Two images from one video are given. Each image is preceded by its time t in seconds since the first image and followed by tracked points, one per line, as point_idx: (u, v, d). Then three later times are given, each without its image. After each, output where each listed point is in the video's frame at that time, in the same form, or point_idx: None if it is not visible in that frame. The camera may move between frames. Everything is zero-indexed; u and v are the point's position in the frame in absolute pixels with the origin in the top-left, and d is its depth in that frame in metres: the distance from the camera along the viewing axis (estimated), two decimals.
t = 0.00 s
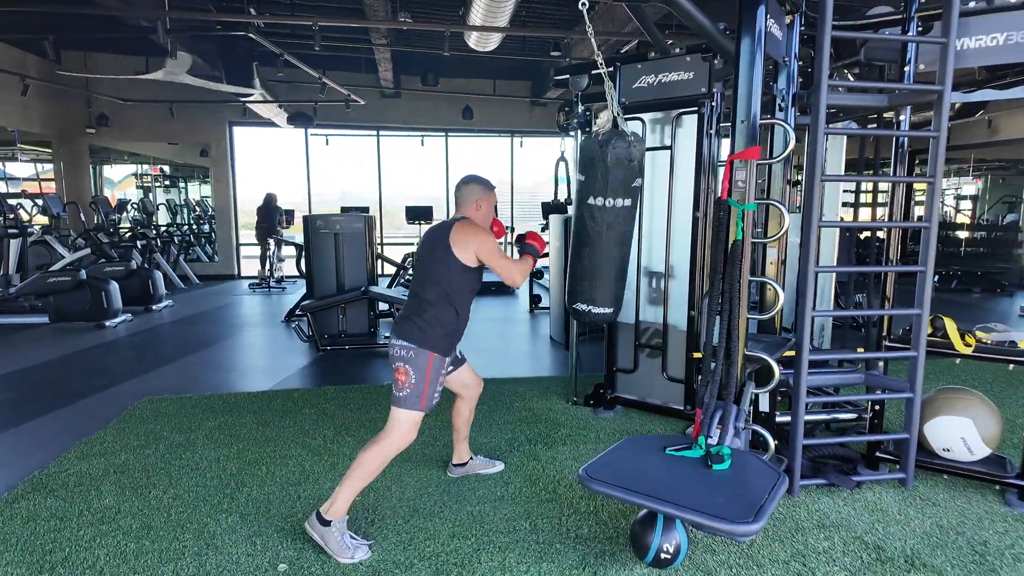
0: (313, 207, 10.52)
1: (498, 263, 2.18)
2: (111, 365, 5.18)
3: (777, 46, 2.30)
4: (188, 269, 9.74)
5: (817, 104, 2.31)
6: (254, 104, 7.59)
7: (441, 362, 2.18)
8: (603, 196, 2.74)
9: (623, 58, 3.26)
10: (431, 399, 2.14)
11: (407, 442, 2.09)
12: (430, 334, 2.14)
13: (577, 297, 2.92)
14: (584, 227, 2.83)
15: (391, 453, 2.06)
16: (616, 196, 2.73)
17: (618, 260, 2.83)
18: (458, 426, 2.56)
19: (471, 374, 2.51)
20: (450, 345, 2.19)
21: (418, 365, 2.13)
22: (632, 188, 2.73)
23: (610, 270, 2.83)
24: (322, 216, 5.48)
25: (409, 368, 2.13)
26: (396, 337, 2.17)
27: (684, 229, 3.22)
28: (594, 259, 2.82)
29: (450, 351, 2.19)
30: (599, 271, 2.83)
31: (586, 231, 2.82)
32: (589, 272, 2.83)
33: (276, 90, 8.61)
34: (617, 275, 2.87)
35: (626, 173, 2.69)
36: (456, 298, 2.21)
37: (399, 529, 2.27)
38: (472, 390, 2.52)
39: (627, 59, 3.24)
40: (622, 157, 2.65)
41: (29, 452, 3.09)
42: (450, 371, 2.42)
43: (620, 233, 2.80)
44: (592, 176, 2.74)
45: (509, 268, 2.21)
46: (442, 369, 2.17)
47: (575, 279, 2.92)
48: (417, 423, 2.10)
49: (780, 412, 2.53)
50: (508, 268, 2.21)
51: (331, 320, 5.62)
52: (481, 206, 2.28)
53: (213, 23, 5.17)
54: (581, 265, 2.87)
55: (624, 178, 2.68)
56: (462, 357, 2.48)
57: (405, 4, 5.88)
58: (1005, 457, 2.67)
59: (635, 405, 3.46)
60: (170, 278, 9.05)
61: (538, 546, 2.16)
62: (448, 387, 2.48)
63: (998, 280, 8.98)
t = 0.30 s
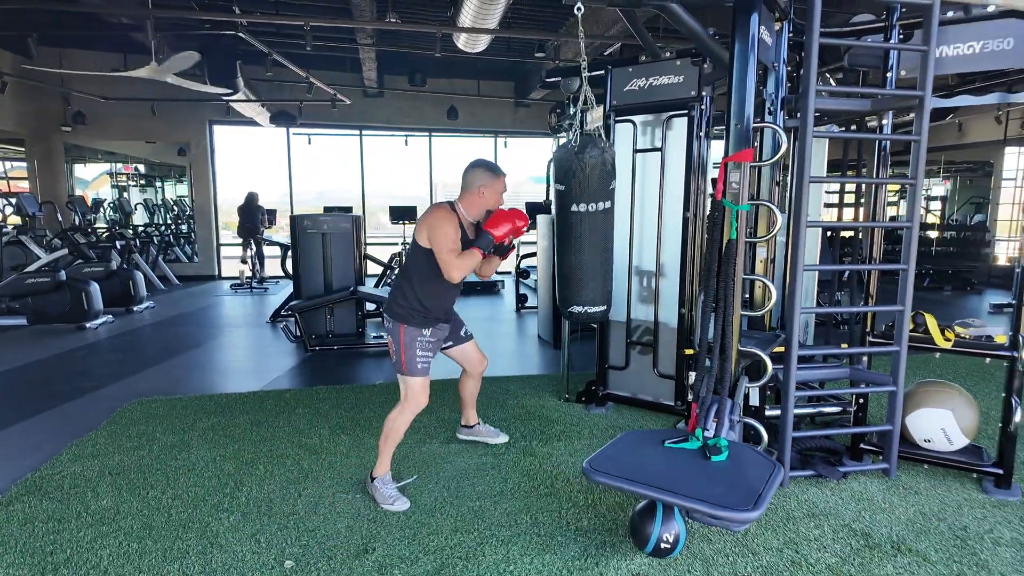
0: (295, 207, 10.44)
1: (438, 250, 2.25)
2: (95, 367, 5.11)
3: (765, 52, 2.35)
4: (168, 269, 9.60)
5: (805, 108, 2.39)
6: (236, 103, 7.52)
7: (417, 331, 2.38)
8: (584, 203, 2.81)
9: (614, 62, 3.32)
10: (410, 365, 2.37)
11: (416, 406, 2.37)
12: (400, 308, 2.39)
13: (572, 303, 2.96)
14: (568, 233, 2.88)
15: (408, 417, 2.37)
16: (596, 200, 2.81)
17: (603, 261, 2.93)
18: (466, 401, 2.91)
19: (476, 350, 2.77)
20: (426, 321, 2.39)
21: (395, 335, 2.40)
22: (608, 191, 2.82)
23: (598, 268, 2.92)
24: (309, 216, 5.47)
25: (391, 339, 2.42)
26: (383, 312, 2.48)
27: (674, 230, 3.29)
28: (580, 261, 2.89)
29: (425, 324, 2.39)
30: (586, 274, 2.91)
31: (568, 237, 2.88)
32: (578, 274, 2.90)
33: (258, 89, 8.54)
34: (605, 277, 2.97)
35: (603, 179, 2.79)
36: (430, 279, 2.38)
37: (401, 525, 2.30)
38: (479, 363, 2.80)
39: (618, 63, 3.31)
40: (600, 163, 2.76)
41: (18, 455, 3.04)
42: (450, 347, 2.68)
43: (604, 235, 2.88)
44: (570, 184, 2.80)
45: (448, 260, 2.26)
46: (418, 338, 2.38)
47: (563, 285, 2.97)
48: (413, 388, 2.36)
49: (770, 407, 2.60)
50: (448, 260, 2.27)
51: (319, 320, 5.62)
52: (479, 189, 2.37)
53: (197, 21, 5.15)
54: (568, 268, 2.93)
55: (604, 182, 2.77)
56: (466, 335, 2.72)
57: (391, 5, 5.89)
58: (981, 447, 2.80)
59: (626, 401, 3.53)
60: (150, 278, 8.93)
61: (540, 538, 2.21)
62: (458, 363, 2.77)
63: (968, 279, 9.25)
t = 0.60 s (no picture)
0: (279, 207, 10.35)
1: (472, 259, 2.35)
2: (81, 370, 5.04)
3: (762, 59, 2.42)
4: (150, 270, 9.47)
5: (798, 111, 2.46)
6: (220, 102, 7.45)
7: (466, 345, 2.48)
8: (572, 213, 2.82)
9: (609, 65, 3.37)
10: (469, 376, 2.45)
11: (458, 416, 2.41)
12: (448, 328, 2.41)
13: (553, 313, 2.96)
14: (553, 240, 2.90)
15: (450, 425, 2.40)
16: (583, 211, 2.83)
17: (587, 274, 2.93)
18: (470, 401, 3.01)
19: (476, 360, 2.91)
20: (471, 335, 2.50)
21: (450, 353, 2.41)
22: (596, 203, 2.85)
23: (581, 284, 2.93)
24: (298, 217, 5.45)
25: (442, 356, 2.40)
26: (420, 335, 2.42)
27: (668, 231, 3.35)
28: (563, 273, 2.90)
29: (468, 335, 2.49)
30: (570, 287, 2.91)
31: (552, 249, 2.89)
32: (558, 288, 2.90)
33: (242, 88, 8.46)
34: (586, 291, 2.96)
35: (591, 191, 2.82)
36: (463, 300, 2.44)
37: (407, 524, 2.32)
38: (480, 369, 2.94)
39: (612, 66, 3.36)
40: (586, 174, 2.80)
41: (10, 460, 3.00)
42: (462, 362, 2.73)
43: (585, 247, 2.89)
44: (557, 194, 2.82)
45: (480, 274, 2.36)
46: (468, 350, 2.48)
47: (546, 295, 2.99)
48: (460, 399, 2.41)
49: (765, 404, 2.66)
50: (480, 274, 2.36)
51: (309, 322, 5.59)
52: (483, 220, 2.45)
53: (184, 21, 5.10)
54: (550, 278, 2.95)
55: (591, 193, 2.80)
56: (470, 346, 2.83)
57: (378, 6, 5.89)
58: (967, 441, 2.89)
59: (621, 400, 3.59)
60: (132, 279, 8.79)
61: (546, 536, 2.25)
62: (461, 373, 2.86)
63: (944, 276, 9.49)
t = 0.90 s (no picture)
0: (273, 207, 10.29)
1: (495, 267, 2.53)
2: (78, 372, 4.99)
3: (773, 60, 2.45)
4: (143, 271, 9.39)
5: (806, 112, 2.49)
6: (215, 102, 7.39)
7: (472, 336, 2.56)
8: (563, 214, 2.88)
9: (613, 67, 3.39)
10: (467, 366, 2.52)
11: (449, 401, 2.45)
12: (459, 316, 2.53)
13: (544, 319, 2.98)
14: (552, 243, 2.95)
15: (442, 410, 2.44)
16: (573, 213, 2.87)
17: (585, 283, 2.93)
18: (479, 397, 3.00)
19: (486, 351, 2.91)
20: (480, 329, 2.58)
21: (455, 339, 2.50)
22: (583, 208, 2.85)
23: (580, 291, 2.93)
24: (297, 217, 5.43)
25: (447, 341, 2.50)
26: (432, 319, 2.55)
27: (672, 231, 3.37)
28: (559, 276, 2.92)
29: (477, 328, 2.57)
30: (566, 294, 2.92)
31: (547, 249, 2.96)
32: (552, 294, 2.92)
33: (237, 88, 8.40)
34: (585, 300, 2.95)
35: (579, 194, 2.83)
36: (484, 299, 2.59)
37: (420, 527, 2.32)
38: (489, 362, 2.93)
39: (618, 68, 3.37)
40: (574, 178, 2.85)
41: (13, 464, 2.97)
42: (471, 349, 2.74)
43: (584, 255, 2.91)
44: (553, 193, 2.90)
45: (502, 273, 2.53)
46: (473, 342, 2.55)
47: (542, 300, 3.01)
48: (451, 385, 2.46)
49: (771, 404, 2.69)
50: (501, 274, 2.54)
51: (308, 323, 5.58)
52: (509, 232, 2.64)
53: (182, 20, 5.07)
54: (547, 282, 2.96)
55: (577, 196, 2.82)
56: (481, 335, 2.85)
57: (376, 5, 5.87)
58: (968, 439, 2.93)
59: (625, 400, 3.61)
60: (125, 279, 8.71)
61: (558, 537, 2.26)
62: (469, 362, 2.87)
63: (935, 276, 9.59)
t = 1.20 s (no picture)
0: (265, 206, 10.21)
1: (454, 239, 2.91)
2: (70, 373, 4.93)
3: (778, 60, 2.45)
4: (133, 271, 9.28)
5: (811, 112, 2.50)
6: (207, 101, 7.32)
7: (450, 312, 3.06)
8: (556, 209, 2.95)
9: (615, 66, 3.39)
10: (441, 338, 3.09)
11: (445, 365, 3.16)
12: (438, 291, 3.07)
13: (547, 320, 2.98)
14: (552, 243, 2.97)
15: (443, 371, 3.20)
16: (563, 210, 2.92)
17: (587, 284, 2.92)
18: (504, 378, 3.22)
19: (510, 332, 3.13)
20: (460, 304, 3.03)
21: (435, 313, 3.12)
22: (566, 201, 2.87)
23: (583, 293, 2.92)
24: (293, 217, 5.39)
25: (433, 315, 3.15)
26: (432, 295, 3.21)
27: (674, 230, 3.38)
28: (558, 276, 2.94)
29: (459, 305, 3.03)
30: (567, 294, 2.92)
31: (551, 249, 2.96)
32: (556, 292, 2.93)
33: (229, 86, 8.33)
34: (590, 302, 2.95)
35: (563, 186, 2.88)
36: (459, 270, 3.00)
37: (429, 527, 2.31)
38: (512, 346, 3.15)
39: (620, 67, 3.37)
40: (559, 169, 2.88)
41: (11, 467, 2.93)
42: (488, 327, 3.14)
43: (585, 255, 2.90)
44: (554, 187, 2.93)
45: (457, 250, 2.89)
46: (449, 317, 3.05)
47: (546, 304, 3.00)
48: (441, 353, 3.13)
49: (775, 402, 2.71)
50: (460, 250, 2.90)
51: (304, 323, 5.54)
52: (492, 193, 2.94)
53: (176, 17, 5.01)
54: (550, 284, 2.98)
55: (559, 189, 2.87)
56: (502, 317, 3.12)
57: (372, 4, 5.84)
58: (967, 435, 2.97)
59: (627, 398, 3.61)
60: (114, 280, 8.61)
61: (568, 535, 2.26)
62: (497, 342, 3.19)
63: (923, 274, 9.70)
